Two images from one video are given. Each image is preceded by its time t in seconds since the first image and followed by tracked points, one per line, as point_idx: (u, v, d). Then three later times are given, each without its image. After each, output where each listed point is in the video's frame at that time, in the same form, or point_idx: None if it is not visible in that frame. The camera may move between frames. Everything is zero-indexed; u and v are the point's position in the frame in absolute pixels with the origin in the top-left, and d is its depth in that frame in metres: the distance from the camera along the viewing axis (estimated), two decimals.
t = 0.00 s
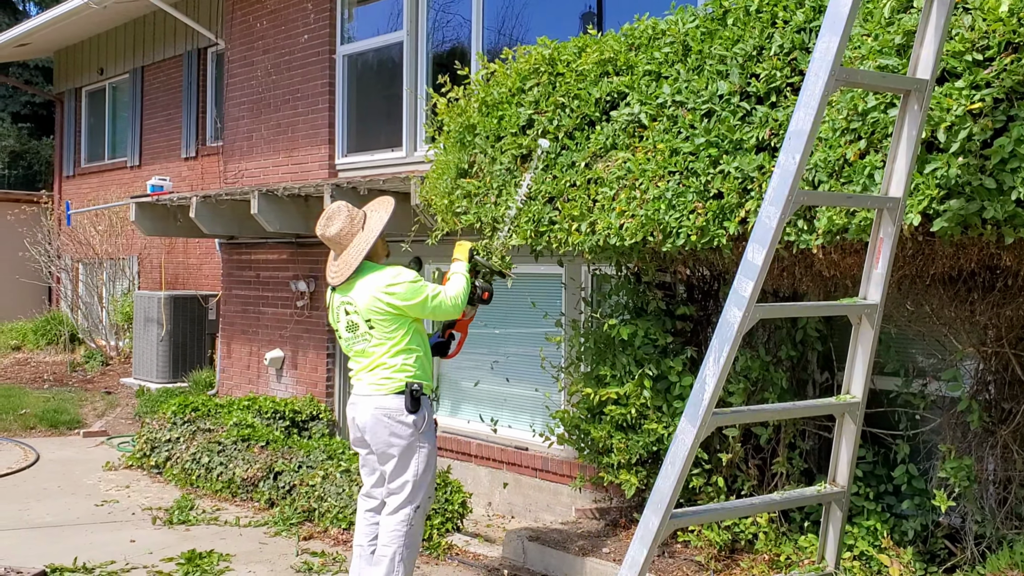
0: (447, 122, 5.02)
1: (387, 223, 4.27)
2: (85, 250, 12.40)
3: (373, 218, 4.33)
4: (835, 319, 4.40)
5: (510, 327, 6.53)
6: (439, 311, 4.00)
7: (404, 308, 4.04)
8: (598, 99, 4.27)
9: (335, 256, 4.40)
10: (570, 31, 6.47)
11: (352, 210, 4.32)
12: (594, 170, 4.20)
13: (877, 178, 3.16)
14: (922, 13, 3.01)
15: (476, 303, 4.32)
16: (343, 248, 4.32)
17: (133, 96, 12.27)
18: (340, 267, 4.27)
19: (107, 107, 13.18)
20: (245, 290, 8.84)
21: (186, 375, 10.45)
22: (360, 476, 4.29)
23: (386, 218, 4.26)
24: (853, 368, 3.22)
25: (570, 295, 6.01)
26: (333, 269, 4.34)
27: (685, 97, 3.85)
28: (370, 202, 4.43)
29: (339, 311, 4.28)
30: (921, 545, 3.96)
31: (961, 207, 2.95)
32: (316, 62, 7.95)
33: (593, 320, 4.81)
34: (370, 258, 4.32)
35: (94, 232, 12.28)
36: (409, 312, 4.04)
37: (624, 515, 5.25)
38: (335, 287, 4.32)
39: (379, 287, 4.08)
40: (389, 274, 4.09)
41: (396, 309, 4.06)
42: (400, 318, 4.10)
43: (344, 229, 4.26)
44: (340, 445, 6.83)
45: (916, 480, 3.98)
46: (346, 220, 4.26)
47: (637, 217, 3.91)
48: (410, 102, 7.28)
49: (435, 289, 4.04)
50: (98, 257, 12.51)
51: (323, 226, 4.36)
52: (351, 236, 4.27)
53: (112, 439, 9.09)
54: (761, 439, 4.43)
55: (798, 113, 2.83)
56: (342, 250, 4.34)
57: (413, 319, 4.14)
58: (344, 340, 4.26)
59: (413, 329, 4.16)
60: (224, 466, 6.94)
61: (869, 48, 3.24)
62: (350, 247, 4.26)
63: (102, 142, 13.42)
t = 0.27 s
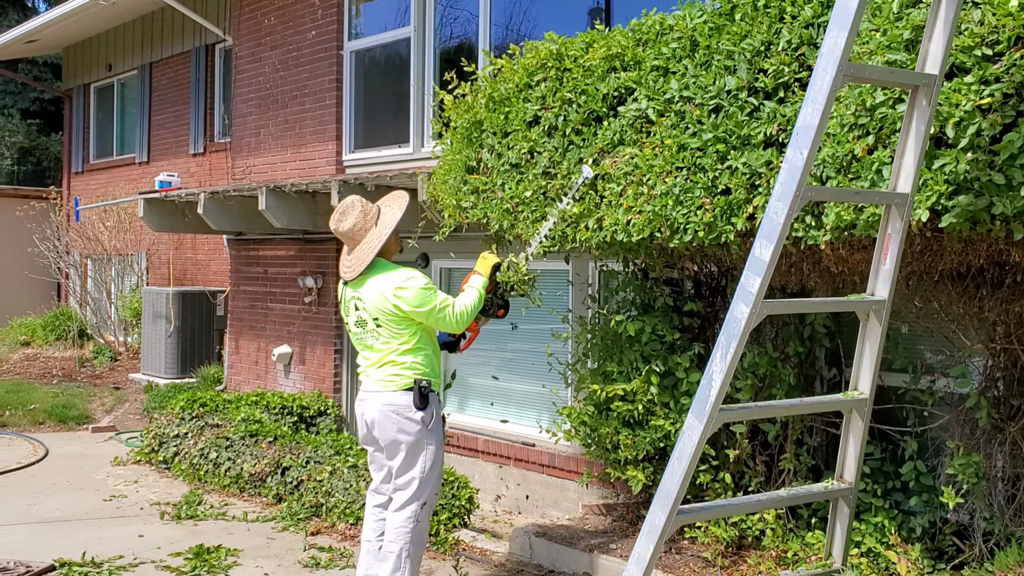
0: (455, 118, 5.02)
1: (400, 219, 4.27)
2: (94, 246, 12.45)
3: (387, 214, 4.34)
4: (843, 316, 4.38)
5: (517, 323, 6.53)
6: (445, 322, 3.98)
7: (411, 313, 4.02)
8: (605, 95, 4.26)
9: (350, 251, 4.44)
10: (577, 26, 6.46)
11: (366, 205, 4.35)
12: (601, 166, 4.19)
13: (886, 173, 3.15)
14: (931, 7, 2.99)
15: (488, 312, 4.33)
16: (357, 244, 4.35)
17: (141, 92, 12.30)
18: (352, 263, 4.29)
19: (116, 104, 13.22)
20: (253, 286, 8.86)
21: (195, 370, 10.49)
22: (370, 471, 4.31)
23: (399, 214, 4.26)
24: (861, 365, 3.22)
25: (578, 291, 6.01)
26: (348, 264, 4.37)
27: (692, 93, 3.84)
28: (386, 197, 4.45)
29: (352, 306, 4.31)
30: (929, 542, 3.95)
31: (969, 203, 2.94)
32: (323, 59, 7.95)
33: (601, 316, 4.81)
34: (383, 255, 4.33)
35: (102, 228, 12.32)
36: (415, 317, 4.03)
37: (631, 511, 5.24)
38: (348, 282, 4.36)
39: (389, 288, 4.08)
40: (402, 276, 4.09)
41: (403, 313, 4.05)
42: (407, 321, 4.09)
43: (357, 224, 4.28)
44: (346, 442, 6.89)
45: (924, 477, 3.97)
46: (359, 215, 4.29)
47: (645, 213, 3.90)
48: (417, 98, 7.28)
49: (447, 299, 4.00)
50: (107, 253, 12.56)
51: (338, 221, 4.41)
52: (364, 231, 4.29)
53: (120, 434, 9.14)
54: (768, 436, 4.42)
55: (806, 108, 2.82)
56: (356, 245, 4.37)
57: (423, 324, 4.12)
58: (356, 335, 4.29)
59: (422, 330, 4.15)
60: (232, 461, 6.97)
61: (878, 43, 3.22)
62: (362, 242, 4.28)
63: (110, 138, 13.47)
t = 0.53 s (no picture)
0: (460, 113, 5.03)
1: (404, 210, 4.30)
2: (101, 243, 12.49)
3: (389, 207, 4.36)
4: (849, 311, 4.38)
5: (523, 319, 6.54)
6: (450, 325, 3.99)
7: (417, 314, 4.03)
8: (611, 91, 4.26)
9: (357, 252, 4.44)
10: (583, 22, 6.45)
11: (367, 202, 4.36)
12: (606, 162, 4.19)
13: (891, 168, 3.14)
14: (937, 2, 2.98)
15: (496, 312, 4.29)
16: (364, 242, 4.36)
17: (148, 89, 12.33)
18: (364, 263, 4.29)
19: (123, 101, 13.25)
20: (259, 282, 8.88)
21: (202, 366, 10.53)
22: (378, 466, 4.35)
23: (402, 205, 4.28)
24: (866, 360, 3.22)
25: (583, 287, 6.01)
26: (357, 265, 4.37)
27: (698, 88, 3.83)
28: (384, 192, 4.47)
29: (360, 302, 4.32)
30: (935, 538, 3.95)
31: (975, 198, 2.93)
32: (329, 55, 7.96)
33: (606, 312, 4.81)
34: (392, 250, 4.33)
35: (110, 225, 12.37)
36: (421, 318, 4.03)
37: (637, 506, 5.25)
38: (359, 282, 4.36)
39: (395, 288, 4.09)
40: (408, 275, 4.09)
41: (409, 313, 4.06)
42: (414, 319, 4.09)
43: (362, 222, 4.30)
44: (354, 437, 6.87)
45: (930, 472, 3.96)
46: (363, 213, 4.31)
47: (650, 209, 3.90)
48: (423, 94, 7.28)
49: (453, 303, 4.02)
50: (114, 250, 12.61)
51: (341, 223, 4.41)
52: (370, 228, 4.31)
53: (128, 430, 9.18)
54: (774, 431, 4.42)
55: (812, 103, 2.82)
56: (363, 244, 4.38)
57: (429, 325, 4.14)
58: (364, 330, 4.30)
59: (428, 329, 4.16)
60: (239, 457, 7.00)
61: (884, 38, 3.21)
62: (371, 239, 4.29)
63: (118, 135, 13.51)
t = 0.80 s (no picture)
0: (462, 106, 5.03)
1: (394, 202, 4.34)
2: (104, 236, 12.50)
3: (379, 201, 4.41)
4: (851, 305, 4.37)
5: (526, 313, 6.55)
6: (451, 304, 3.99)
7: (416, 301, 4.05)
8: (613, 84, 4.25)
9: (350, 250, 4.47)
10: (586, 15, 6.44)
11: (357, 198, 4.42)
12: (609, 155, 4.18)
13: (893, 162, 3.12)
14: None
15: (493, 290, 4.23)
16: (357, 238, 4.40)
17: (151, 82, 12.33)
18: (357, 259, 4.31)
19: (126, 94, 13.25)
20: (262, 275, 8.89)
21: (204, 359, 10.54)
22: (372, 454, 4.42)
23: (392, 197, 4.33)
24: (868, 353, 3.22)
25: (585, 280, 6.01)
26: (351, 262, 4.40)
27: (701, 82, 3.83)
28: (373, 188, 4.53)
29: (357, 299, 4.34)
30: (936, 531, 3.95)
31: (978, 191, 2.92)
32: (332, 48, 7.95)
33: (608, 306, 4.81)
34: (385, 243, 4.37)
35: (113, 218, 12.38)
36: (420, 305, 4.05)
37: (638, 500, 5.26)
38: (355, 278, 4.38)
39: (391, 279, 4.11)
40: (403, 265, 4.12)
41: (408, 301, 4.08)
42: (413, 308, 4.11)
43: (354, 217, 4.34)
44: (356, 431, 6.87)
45: (931, 466, 3.96)
46: (354, 209, 4.36)
47: (652, 202, 3.90)
48: (426, 87, 7.28)
49: (450, 283, 4.02)
50: (117, 243, 12.63)
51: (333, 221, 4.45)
52: (362, 222, 4.35)
53: (131, 423, 9.20)
54: (775, 425, 4.42)
55: (814, 96, 2.81)
56: (356, 240, 4.42)
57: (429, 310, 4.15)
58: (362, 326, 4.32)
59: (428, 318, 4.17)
60: (241, 450, 7.01)
61: (887, 31, 3.21)
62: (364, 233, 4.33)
63: (120, 128, 13.51)
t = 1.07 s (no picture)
0: (463, 102, 5.03)
1: (381, 199, 4.38)
2: (105, 231, 12.51)
3: (366, 199, 4.46)
4: (852, 301, 4.37)
5: (527, 308, 6.55)
6: (436, 291, 4.03)
7: (402, 291, 4.11)
8: (615, 79, 4.25)
9: (337, 248, 4.51)
10: (587, 10, 6.43)
11: (345, 196, 4.47)
12: (610, 151, 4.18)
13: (895, 157, 3.13)
14: None
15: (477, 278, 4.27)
16: (344, 235, 4.44)
17: (152, 77, 12.32)
18: (344, 256, 4.35)
19: (127, 88, 13.24)
20: (263, 270, 8.89)
21: (205, 354, 10.55)
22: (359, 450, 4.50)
23: (378, 193, 4.37)
24: (869, 349, 3.23)
25: (586, 276, 6.01)
26: (338, 260, 4.43)
27: (702, 77, 3.81)
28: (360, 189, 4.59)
29: (343, 295, 4.37)
30: (936, 527, 3.96)
31: (979, 186, 2.91)
32: (332, 43, 7.94)
33: (609, 301, 4.81)
34: (372, 240, 4.41)
35: (114, 213, 12.38)
36: (406, 294, 4.11)
37: (639, 494, 5.26)
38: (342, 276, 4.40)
39: (377, 272, 4.16)
40: (387, 258, 4.17)
41: (394, 292, 4.13)
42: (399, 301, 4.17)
43: (342, 214, 4.39)
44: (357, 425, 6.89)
45: (932, 462, 3.96)
46: (341, 206, 4.41)
47: (653, 198, 3.90)
48: (427, 82, 7.26)
49: (434, 270, 4.05)
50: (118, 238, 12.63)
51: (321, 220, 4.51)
52: (349, 219, 4.40)
53: (132, 418, 9.21)
54: (776, 421, 4.42)
55: (815, 92, 2.81)
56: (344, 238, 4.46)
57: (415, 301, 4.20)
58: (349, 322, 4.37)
59: (414, 311, 4.22)
60: (242, 445, 7.02)
61: (888, 26, 3.20)
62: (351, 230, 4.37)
63: (121, 123, 13.51)
